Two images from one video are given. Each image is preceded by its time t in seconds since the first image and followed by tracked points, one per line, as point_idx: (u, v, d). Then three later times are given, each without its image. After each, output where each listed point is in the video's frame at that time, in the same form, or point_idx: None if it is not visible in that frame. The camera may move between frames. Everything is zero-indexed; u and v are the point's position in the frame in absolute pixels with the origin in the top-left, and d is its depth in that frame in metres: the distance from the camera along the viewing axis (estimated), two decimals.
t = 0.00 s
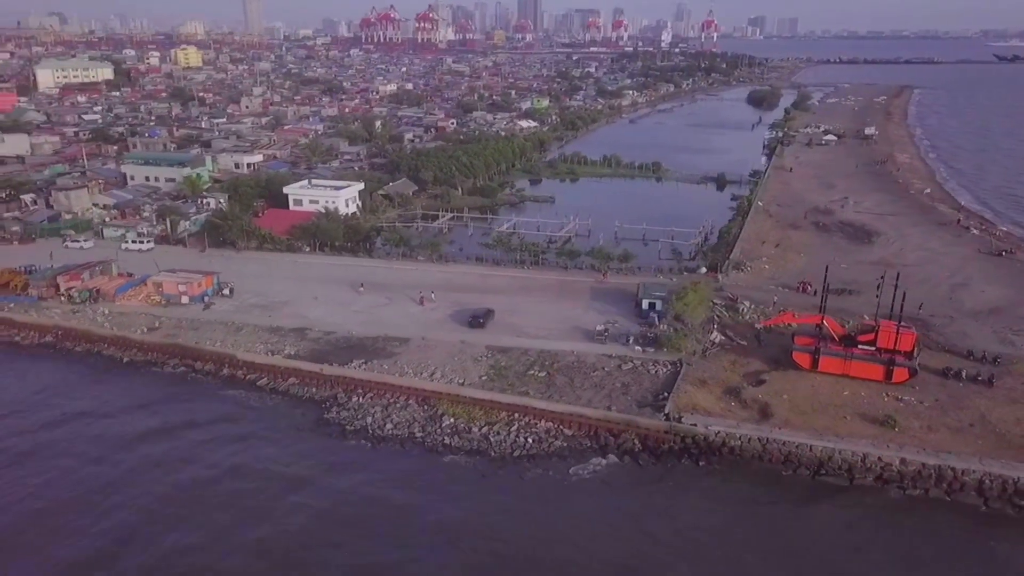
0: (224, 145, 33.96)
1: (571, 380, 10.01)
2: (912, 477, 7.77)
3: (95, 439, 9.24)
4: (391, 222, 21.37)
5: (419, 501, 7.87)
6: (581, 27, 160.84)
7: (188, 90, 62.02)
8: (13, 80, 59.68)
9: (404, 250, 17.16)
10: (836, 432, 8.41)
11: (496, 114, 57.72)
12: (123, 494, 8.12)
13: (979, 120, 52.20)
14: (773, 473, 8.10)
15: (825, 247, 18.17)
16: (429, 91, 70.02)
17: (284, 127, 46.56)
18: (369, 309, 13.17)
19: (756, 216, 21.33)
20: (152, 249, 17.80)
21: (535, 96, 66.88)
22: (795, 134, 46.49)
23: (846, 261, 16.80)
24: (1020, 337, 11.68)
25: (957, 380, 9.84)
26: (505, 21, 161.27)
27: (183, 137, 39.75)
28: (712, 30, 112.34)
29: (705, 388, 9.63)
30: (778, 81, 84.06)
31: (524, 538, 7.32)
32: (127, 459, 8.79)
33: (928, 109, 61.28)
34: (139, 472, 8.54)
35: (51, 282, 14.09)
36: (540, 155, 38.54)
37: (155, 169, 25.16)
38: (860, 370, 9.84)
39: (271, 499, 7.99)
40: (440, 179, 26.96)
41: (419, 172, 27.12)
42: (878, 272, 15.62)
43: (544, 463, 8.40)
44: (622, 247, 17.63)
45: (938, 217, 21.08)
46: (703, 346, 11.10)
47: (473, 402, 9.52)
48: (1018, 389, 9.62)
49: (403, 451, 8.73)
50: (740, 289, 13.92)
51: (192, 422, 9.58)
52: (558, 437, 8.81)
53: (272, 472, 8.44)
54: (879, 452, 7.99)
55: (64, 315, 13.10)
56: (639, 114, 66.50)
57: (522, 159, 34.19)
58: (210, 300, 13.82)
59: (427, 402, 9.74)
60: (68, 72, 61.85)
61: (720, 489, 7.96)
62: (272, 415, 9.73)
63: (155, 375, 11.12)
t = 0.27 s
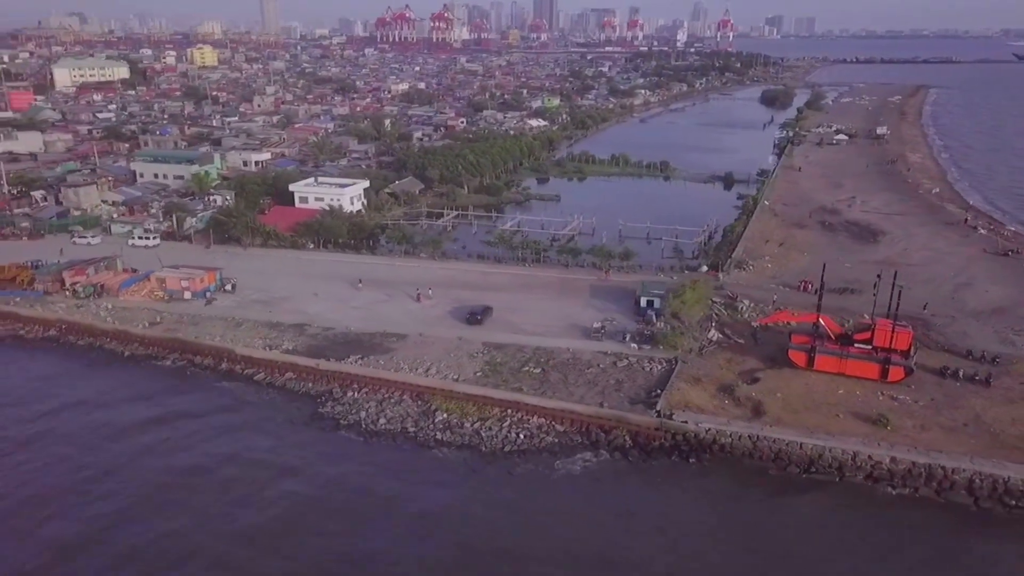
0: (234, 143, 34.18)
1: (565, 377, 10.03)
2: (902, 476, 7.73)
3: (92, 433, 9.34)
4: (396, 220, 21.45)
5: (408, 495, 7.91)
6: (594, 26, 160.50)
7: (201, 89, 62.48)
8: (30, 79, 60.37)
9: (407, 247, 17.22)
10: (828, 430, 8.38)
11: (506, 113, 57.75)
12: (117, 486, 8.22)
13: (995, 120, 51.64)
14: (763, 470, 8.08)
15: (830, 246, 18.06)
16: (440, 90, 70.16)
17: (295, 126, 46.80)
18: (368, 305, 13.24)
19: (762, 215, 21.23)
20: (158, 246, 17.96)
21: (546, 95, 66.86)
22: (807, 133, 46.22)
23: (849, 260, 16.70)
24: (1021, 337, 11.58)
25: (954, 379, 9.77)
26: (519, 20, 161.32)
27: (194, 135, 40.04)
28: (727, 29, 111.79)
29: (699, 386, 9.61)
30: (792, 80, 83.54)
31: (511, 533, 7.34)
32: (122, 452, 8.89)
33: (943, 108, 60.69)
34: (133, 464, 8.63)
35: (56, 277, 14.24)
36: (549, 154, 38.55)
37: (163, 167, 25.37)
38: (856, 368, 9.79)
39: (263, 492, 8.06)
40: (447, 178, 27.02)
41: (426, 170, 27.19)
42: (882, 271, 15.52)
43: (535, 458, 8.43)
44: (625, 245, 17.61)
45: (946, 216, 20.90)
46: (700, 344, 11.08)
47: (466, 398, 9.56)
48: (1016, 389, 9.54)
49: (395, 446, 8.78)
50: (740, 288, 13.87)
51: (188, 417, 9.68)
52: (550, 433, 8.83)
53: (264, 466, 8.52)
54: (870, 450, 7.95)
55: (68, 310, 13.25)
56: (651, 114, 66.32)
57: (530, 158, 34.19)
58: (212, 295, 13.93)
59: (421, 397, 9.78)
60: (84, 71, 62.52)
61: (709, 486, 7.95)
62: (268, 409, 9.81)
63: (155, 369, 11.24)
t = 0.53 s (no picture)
0: (244, 141, 34.45)
1: (559, 373, 10.06)
2: (891, 475, 7.69)
3: (89, 427, 9.46)
4: (401, 217, 21.53)
5: (396, 490, 7.96)
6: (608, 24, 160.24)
7: (215, 88, 62.94)
8: (47, 78, 61.08)
9: (410, 245, 17.31)
10: (819, 428, 8.35)
11: (517, 112, 57.80)
12: (111, 479, 8.34)
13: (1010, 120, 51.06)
14: (753, 468, 8.07)
15: (834, 246, 17.95)
16: (452, 89, 70.31)
17: (305, 124, 47.05)
18: (367, 301, 13.29)
19: (766, 214, 21.16)
20: (164, 242, 18.15)
21: (557, 94, 66.82)
22: (818, 133, 45.95)
23: (853, 259, 16.60)
24: (1022, 337, 11.48)
25: (950, 379, 9.71)
26: (533, 20, 161.35)
27: (206, 133, 40.37)
28: (742, 28, 111.31)
29: (693, 383, 9.60)
30: (806, 80, 83.02)
31: (497, 528, 7.37)
32: (118, 446, 8.99)
33: (958, 108, 60.09)
34: (128, 458, 8.74)
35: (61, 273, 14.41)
36: (557, 153, 38.55)
37: (172, 164, 25.62)
38: (851, 367, 9.75)
39: (254, 485, 8.14)
40: (453, 176, 27.08)
41: (432, 168, 27.28)
42: (885, 271, 15.42)
43: (525, 454, 8.46)
44: (628, 243, 17.59)
45: (953, 216, 20.72)
46: (696, 342, 11.07)
47: (459, 393, 9.59)
48: (1013, 389, 9.45)
49: (388, 441, 8.83)
50: (740, 287, 13.83)
51: (184, 411, 9.80)
52: (541, 428, 8.85)
53: (257, 459, 8.60)
54: (860, 448, 7.92)
55: (72, 304, 13.43)
56: (662, 113, 66.15)
57: (538, 156, 34.19)
58: (215, 291, 14.04)
59: (416, 392, 9.83)
60: (101, 70, 63.18)
61: (698, 484, 7.94)
62: (263, 404, 9.89)
63: (155, 363, 11.36)
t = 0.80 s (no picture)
0: (253, 139, 34.67)
1: (553, 369, 10.08)
2: (880, 473, 7.67)
3: (86, 419, 9.58)
4: (405, 215, 21.60)
5: (385, 483, 8.02)
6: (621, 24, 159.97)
7: (228, 86, 63.39)
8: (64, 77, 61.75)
9: (412, 242, 17.38)
10: (810, 426, 8.33)
11: (527, 110, 57.80)
12: (105, 469, 8.44)
13: None
14: (741, 465, 8.06)
15: (838, 245, 17.84)
16: (464, 88, 70.40)
17: (315, 123, 47.26)
18: (366, 297, 13.36)
19: (771, 213, 21.07)
20: (170, 238, 18.33)
21: (568, 93, 66.74)
22: (829, 132, 45.63)
23: (856, 258, 16.50)
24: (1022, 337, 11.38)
25: (946, 378, 9.64)
26: (546, 20, 161.28)
27: (216, 131, 40.67)
28: (757, 28, 110.73)
29: (686, 380, 9.59)
30: (820, 79, 82.45)
31: (484, 521, 7.40)
32: (113, 438, 9.10)
33: (973, 108, 59.47)
34: (123, 449, 8.84)
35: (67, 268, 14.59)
36: (565, 152, 38.53)
37: (180, 161, 25.84)
38: (846, 365, 9.70)
39: (245, 477, 8.22)
40: (458, 174, 27.13)
41: (439, 166, 27.35)
42: (887, 270, 15.32)
43: (515, 449, 8.49)
44: (630, 241, 17.57)
45: (961, 216, 20.53)
46: (692, 340, 11.05)
47: (453, 389, 9.63)
48: (1010, 389, 9.38)
49: (379, 435, 8.88)
50: (740, 285, 13.80)
51: (179, 404, 9.90)
52: (532, 424, 8.88)
53: (249, 452, 8.68)
54: (850, 446, 7.89)
55: (76, 299, 13.59)
56: (673, 112, 65.95)
57: (546, 155, 34.19)
58: (217, 286, 14.17)
59: (410, 387, 9.88)
60: (116, 69, 63.81)
61: (687, 480, 7.94)
62: (259, 398, 9.97)
63: (154, 356, 11.49)
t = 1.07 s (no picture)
0: (262, 137, 34.90)
1: (546, 366, 10.11)
2: (869, 470, 7.64)
3: (83, 411, 9.69)
4: (409, 212, 21.69)
5: (375, 475, 8.07)
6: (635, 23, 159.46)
7: (240, 85, 63.82)
8: (81, 75, 62.45)
9: (415, 240, 17.46)
10: (800, 423, 8.31)
11: (537, 109, 57.81)
12: (99, 459, 8.55)
13: None
14: (731, 462, 8.05)
15: (841, 243, 17.74)
16: (475, 87, 70.51)
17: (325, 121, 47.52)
18: (365, 292, 13.44)
19: (776, 211, 20.99)
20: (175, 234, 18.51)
21: (578, 92, 66.69)
22: (840, 132, 45.32)
23: (859, 257, 16.40)
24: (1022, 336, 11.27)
25: (942, 377, 9.59)
26: (560, 19, 161.22)
27: (227, 129, 41.00)
28: (772, 27, 110.16)
29: (679, 377, 9.59)
30: (834, 79, 81.89)
31: (470, 514, 7.45)
32: (108, 430, 9.20)
33: (989, 108, 58.84)
34: (118, 439, 8.96)
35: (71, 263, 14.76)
36: (574, 150, 38.52)
37: (188, 159, 26.07)
38: (841, 364, 9.67)
39: (236, 467, 8.30)
40: (464, 172, 27.21)
41: (445, 165, 27.42)
42: (890, 269, 15.22)
43: (505, 443, 8.53)
44: (632, 239, 17.55)
45: (968, 215, 20.34)
46: (688, 337, 11.05)
47: (446, 384, 9.68)
48: (1006, 388, 9.30)
49: (371, 429, 8.94)
50: (739, 283, 13.76)
51: (176, 396, 10.01)
52: (523, 419, 8.91)
53: (241, 443, 8.76)
54: (838, 444, 7.88)
55: (80, 293, 13.76)
56: (684, 111, 65.74)
57: (553, 153, 34.19)
58: (219, 282, 14.30)
59: (404, 382, 9.93)
60: (132, 68, 64.43)
61: (675, 476, 7.95)
62: (255, 391, 10.06)
63: (153, 350, 11.61)
